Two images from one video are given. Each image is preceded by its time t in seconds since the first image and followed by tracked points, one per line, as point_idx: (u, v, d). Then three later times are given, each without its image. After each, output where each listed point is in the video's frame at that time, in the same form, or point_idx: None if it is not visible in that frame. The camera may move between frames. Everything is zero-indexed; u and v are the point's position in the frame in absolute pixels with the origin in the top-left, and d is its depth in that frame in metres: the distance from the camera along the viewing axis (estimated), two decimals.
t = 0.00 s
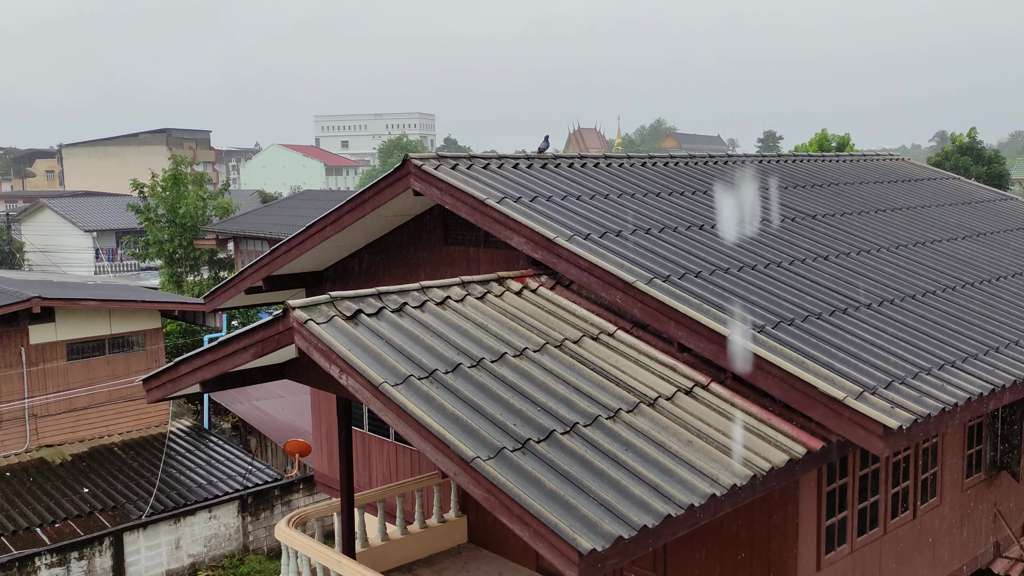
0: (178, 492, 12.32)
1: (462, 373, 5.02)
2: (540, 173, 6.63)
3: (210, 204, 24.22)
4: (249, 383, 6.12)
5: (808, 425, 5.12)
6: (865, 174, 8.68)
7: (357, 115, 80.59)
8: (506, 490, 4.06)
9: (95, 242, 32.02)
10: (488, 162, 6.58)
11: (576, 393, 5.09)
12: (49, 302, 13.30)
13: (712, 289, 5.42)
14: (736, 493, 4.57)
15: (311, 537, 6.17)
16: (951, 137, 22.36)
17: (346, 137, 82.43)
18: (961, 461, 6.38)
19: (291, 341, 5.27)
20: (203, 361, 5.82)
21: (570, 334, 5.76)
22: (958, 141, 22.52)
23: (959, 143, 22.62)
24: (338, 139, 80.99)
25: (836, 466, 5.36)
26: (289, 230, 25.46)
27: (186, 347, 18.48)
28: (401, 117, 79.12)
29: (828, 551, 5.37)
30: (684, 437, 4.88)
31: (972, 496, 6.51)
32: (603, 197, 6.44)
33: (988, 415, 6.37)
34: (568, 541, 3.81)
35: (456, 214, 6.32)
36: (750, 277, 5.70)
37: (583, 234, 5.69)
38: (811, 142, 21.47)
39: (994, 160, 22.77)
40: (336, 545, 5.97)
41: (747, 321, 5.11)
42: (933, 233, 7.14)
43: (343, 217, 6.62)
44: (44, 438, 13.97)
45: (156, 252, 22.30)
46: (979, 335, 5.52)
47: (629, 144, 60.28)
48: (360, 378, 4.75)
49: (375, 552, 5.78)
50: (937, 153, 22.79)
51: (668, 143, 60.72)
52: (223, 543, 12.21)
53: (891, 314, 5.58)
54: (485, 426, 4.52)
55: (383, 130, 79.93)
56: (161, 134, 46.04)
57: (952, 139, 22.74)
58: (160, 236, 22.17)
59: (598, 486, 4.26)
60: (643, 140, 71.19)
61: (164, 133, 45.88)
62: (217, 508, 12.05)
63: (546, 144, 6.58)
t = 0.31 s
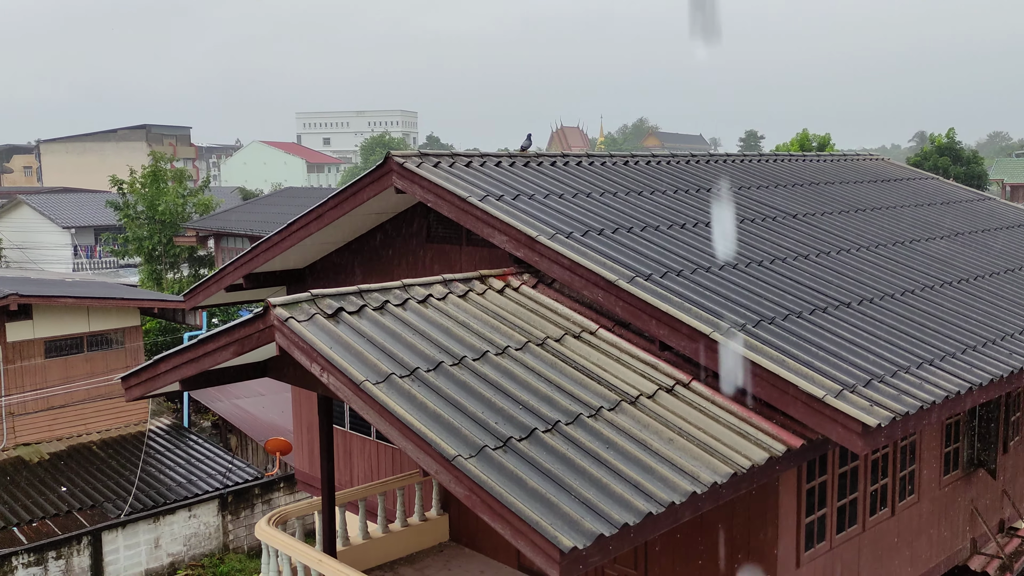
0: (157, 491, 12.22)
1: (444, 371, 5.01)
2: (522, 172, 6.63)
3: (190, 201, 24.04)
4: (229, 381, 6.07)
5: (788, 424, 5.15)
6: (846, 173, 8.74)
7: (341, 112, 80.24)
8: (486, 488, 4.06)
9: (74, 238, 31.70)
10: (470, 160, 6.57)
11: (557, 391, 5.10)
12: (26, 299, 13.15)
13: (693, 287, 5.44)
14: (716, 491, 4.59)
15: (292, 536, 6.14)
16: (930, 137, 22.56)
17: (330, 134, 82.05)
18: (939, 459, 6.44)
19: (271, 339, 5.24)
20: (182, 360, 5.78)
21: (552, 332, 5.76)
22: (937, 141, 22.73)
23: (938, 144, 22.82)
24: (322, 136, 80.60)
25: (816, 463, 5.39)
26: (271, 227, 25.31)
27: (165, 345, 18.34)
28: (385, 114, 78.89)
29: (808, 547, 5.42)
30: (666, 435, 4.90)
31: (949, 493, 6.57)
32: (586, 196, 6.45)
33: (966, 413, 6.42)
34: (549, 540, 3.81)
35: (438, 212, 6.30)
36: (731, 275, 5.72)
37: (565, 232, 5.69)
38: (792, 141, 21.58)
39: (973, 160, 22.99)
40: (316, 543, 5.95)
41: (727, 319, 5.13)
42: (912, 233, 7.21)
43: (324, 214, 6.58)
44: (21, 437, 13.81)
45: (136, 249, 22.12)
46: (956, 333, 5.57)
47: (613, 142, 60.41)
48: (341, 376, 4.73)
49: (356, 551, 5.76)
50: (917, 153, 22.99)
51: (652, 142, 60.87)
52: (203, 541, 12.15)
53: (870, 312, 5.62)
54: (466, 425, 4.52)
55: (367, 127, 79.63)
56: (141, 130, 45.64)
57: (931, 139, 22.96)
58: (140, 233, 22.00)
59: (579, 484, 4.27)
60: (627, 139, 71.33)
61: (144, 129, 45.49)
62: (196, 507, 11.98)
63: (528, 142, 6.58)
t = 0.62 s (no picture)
0: (135, 492, 12.12)
1: (423, 371, 5.00)
2: (503, 171, 6.62)
3: (168, 200, 23.88)
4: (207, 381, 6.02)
5: (766, 423, 5.17)
6: (824, 174, 8.80)
7: (323, 112, 79.91)
8: (466, 489, 4.05)
9: (50, 237, 31.36)
10: (450, 160, 6.55)
11: (537, 391, 5.10)
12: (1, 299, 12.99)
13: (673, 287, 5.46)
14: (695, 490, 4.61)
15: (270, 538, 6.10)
16: (907, 138, 22.81)
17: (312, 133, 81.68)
18: (916, 458, 6.49)
19: (249, 340, 5.20)
20: (159, 360, 5.72)
21: (532, 332, 5.76)
22: (914, 142, 22.96)
23: (915, 145, 23.04)
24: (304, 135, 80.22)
25: (794, 462, 5.42)
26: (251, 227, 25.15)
27: (142, 345, 18.18)
28: (368, 114, 78.61)
29: (787, 546, 5.44)
30: (645, 435, 4.91)
31: (926, 492, 6.62)
32: (566, 195, 6.46)
33: (942, 412, 6.48)
34: (528, 540, 3.81)
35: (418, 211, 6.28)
36: (710, 275, 5.74)
37: (546, 232, 5.69)
38: (771, 141, 21.72)
39: (949, 161, 23.24)
40: (295, 544, 5.91)
41: (707, 319, 5.15)
42: (889, 233, 7.27)
43: (304, 213, 6.55)
44: None
45: (112, 248, 21.91)
46: (933, 333, 5.62)
47: (594, 143, 60.61)
48: (320, 376, 4.71)
49: (335, 552, 5.73)
50: (894, 154, 23.21)
51: (634, 143, 61.06)
52: (181, 543, 12.06)
53: (848, 312, 5.66)
54: (446, 425, 4.51)
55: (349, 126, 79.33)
56: (119, 128, 45.22)
57: (908, 140, 23.18)
58: (117, 232, 21.81)
59: (559, 484, 4.26)
60: (610, 139, 71.53)
61: (122, 128, 45.10)
62: (174, 509, 11.90)
63: (509, 142, 6.58)
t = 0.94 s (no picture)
0: (113, 494, 12.02)
1: (405, 371, 4.98)
2: (484, 171, 6.62)
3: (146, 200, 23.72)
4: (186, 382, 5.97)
5: (747, 421, 5.20)
6: (803, 174, 8.86)
7: (306, 111, 79.58)
8: (447, 489, 4.04)
9: (26, 237, 31.03)
10: (431, 159, 6.54)
11: (519, 390, 5.10)
12: None
13: (654, 286, 5.48)
14: (676, 488, 4.62)
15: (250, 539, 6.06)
16: (886, 138, 23.03)
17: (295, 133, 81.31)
18: (894, 455, 6.54)
19: (228, 340, 5.17)
20: (137, 360, 5.67)
21: (514, 331, 5.76)
22: (892, 142, 23.17)
23: (893, 145, 23.26)
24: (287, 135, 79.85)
25: (774, 460, 5.45)
26: (232, 226, 25.00)
27: (120, 346, 18.03)
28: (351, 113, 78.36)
29: (767, 544, 5.47)
30: (626, 434, 4.92)
31: (904, 489, 6.67)
32: (547, 195, 6.46)
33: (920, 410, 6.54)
34: (510, 539, 3.81)
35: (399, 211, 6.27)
36: (690, 274, 5.77)
37: (527, 232, 5.69)
38: (751, 142, 21.86)
39: (927, 160, 23.49)
40: (276, 546, 5.88)
41: (688, 318, 5.17)
42: (868, 233, 7.33)
43: (284, 213, 6.51)
44: None
45: (90, 248, 21.72)
46: (911, 331, 5.67)
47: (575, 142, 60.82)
48: (300, 377, 4.68)
49: (316, 553, 5.70)
50: (873, 153, 23.42)
51: (616, 143, 61.25)
52: (160, 545, 11.97)
53: (827, 311, 5.70)
54: (427, 425, 4.49)
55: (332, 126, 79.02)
56: (97, 127, 44.83)
57: (886, 140, 23.40)
58: (95, 232, 21.64)
59: (541, 483, 4.26)
60: (592, 138, 71.74)
61: (100, 126, 44.71)
62: (153, 510, 11.81)
63: (490, 142, 6.57)
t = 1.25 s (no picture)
0: (87, 496, 11.86)
1: (382, 369, 4.97)
2: (463, 169, 6.61)
3: (121, 198, 23.48)
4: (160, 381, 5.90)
5: (724, 418, 5.23)
6: (779, 172, 8.93)
7: (285, 110, 79.07)
8: (425, 487, 4.04)
9: None
10: (409, 157, 6.52)
11: (497, 388, 5.09)
12: None
13: (632, 284, 5.49)
14: (654, 485, 4.64)
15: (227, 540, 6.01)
16: (861, 136, 23.26)
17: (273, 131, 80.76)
18: (869, 450, 6.61)
19: (204, 338, 5.12)
20: (111, 360, 5.60)
21: (492, 329, 5.75)
22: (867, 141, 23.40)
23: (868, 143, 23.53)
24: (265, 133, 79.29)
25: (750, 456, 5.48)
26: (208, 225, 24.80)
27: (94, 346, 17.82)
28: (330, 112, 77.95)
29: (743, 539, 5.51)
30: (605, 431, 4.93)
31: (879, 483, 6.75)
32: (526, 193, 6.47)
33: (894, 405, 6.61)
34: (488, 537, 3.80)
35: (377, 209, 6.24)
36: (668, 272, 5.79)
37: (506, 230, 5.68)
38: (728, 140, 21.98)
39: (901, 159, 23.78)
40: (253, 545, 5.84)
41: (666, 316, 5.19)
42: (843, 230, 7.40)
43: (260, 211, 6.47)
44: None
45: (64, 247, 21.42)
46: (886, 328, 5.73)
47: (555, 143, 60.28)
48: (277, 375, 4.65)
49: (294, 553, 5.66)
50: (848, 152, 23.68)
51: (596, 142, 61.48)
52: (136, 546, 11.85)
53: (803, 308, 5.75)
54: (405, 423, 4.48)
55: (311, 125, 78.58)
56: (70, 124, 44.28)
57: (862, 139, 23.64)
58: (68, 231, 21.38)
59: (519, 481, 4.26)
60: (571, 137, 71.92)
61: (72, 123, 44.17)
62: (129, 511, 11.68)
63: (468, 139, 6.57)
